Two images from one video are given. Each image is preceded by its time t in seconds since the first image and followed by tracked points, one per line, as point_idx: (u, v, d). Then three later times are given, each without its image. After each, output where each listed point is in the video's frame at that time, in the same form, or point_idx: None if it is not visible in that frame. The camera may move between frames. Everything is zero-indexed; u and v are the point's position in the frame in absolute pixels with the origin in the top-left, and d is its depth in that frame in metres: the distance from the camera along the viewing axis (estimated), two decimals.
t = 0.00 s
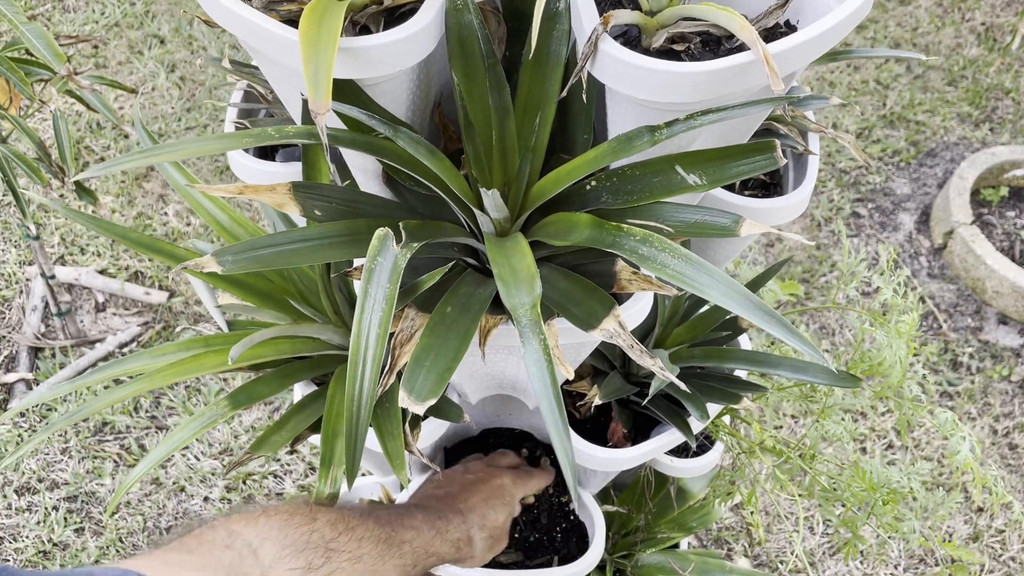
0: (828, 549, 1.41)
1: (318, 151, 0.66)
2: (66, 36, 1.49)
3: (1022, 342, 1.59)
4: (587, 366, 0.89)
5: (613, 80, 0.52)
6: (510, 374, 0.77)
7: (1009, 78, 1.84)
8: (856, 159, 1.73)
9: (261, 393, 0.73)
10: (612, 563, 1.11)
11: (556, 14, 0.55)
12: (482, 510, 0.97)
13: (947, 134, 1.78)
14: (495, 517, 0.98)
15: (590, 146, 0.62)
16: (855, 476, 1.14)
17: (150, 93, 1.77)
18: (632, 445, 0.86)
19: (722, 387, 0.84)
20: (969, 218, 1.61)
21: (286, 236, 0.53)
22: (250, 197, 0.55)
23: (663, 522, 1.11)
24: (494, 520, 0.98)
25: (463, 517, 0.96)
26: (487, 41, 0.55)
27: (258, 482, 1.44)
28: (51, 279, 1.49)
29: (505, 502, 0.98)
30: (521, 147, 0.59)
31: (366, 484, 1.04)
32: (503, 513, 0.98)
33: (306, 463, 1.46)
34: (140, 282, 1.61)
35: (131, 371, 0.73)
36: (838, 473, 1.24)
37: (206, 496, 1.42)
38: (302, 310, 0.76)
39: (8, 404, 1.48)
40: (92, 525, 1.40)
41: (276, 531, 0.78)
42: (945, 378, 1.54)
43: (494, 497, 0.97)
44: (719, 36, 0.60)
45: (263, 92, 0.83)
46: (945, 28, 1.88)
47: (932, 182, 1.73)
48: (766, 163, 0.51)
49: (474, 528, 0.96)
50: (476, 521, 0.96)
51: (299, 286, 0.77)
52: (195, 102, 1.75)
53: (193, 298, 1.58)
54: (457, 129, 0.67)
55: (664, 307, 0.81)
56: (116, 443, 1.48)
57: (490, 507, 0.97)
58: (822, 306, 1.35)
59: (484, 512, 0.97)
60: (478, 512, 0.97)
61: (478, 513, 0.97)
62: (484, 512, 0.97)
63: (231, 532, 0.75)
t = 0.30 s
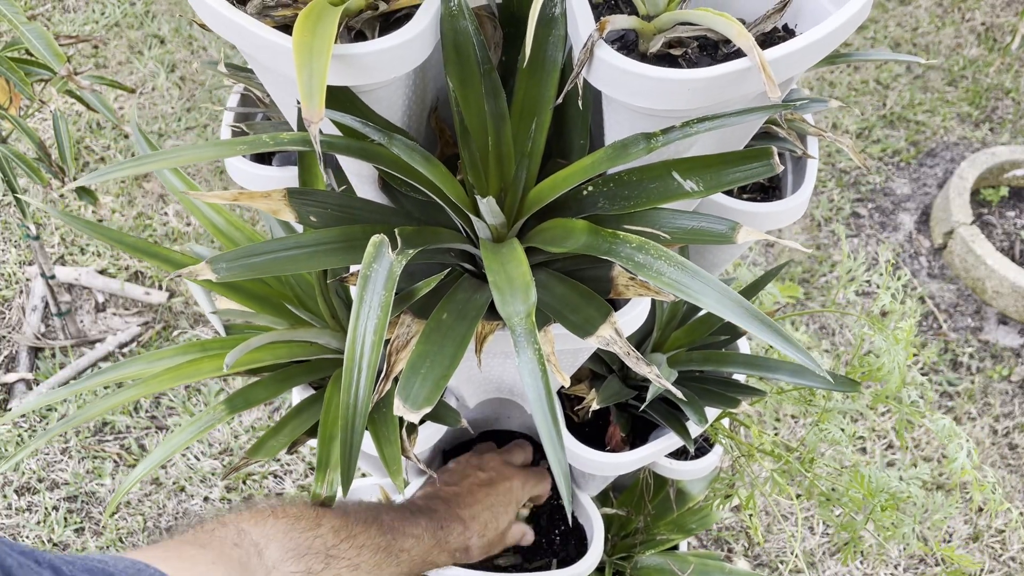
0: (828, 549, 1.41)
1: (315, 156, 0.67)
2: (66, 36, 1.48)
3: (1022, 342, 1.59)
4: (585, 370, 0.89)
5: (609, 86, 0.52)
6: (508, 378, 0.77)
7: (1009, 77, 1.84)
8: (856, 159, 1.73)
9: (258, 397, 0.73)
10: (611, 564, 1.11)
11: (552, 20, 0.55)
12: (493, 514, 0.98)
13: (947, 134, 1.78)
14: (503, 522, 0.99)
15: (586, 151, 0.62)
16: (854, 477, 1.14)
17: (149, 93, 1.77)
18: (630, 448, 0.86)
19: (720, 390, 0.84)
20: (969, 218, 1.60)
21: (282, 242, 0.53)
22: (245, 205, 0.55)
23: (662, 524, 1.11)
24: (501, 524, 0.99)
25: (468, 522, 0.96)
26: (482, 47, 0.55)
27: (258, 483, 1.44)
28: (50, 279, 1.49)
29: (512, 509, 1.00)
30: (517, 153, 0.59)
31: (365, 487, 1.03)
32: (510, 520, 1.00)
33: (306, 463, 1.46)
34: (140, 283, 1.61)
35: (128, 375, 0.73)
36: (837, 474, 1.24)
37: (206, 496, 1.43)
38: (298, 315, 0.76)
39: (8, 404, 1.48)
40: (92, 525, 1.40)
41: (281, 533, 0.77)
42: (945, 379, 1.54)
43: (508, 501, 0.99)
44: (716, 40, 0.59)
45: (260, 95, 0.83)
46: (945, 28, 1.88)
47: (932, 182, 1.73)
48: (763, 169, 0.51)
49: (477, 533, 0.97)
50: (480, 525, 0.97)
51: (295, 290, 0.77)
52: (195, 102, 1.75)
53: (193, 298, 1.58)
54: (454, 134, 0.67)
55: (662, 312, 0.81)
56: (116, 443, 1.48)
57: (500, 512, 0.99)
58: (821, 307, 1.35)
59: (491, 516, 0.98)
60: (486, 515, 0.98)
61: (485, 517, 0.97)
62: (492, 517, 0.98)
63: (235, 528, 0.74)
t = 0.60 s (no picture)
0: (828, 549, 1.41)
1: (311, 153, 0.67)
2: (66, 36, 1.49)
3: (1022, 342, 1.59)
4: (583, 369, 0.89)
5: (604, 85, 0.52)
6: (505, 377, 0.77)
7: (1010, 77, 1.84)
8: (856, 159, 1.73)
9: (256, 397, 0.73)
10: (611, 564, 1.11)
11: (547, 19, 0.55)
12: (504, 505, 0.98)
13: (947, 134, 1.78)
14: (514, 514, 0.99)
15: (582, 150, 0.62)
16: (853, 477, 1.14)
17: (149, 94, 1.77)
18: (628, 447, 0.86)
19: (717, 390, 0.84)
20: (969, 218, 1.60)
21: (279, 241, 0.53)
22: (241, 204, 0.55)
23: (661, 523, 1.11)
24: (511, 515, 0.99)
25: (480, 513, 0.96)
26: (477, 46, 0.54)
27: (258, 483, 1.44)
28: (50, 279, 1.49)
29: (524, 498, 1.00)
30: (513, 151, 0.59)
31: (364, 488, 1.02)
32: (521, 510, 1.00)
33: (305, 463, 1.46)
34: (140, 283, 1.61)
35: (128, 375, 0.73)
36: (837, 474, 1.24)
37: (206, 496, 1.43)
38: (296, 315, 0.76)
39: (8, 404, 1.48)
40: (92, 525, 1.40)
41: (299, 528, 0.79)
42: (945, 379, 1.54)
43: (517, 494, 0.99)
44: (712, 39, 0.59)
45: (257, 95, 0.83)
46: (945, 28, 1.88)
47: (932, 182, 1.72)
48: (758, 168, 0.51)
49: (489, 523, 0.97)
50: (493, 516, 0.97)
51: (293, 290, 0.77)
52: (195, 102, 1.75)
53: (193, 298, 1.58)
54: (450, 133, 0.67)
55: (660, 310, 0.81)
56: (116, 443, 1.48)
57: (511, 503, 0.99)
58: (820, 307, 1.34)
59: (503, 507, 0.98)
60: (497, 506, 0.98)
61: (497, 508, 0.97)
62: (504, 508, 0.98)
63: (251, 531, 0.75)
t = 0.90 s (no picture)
0: (828, 549, 1.41)
1: (315, 143, 0.67)
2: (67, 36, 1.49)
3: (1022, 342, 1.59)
4: (586, 363, 0.89)
5: (610, 74, 0.52)
6: (508, 370, 0.76)
7: (1009, 78, 1.84)
8: (856, 159, 1.73)
9: (259, 391, 0.73)
10: (611, 561, 1.11)
11: (553, 10, 0.55)
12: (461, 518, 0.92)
13: (947, 134, 1.78)
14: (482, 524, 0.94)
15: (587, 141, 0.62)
16: (855, 474, 1.13)
17: (150, 93, 1.77)
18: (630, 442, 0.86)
19: (720, 383, 0.84)
20: (969, 218, 1.61)
21: (285, 231, 0.53)
22: (247, 193, 0.55)
23: (662, 520, 1.11)
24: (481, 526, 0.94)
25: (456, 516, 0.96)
26: (484, 37, 0.55)
27: (258, 483, 1.44)
28: (50, 279, 1.49)
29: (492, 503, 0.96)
30: (518, 142, 0.59)
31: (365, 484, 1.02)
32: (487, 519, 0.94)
33: (305, 463, 1.45)
34: (140, 283, 1.61)
35: (131, 368, 0.73)
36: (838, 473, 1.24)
37: (206, 496, 1.42)
38: (299, 308, 0.76)
39: (8, 404, 1.48)
40: (92, 525, 1.40)
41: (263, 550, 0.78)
42: (945, 378, 1.54)
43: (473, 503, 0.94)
44: (715, 31, 0.60)
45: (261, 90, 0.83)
46: (945, 29, 1.88)
47: (932, 182, 1.73)
48: (762, 157, 0.52)
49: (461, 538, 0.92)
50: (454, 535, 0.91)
51: (297, 283, 0.77)
52: (195, 102, 1.75)
53: (193, 297, 1.58)
54: (455, 125, 0.68)
55: (662, 304, 0.81)
56: (116, 443, 1.48)
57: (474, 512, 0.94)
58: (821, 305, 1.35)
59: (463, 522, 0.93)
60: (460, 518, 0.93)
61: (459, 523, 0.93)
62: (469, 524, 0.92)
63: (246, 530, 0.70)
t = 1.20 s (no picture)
0: (828, 549, 1.41)
1: (320, 144, 0.66)
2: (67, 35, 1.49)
3: (1022, 342, 1.59)
4: (588, 364, 0.89)
5: (616, 74, 0.52)
6: (511, 370, 0.77)
7: (1009, 78, 1.84)
8: (856, 159, 1.73)
9: (262, 390, 0.72)
10: (612, 561, 1.11)
11: (558, 10, 0.55)
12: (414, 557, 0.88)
13: (947, 134, 1.78)
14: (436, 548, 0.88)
15: (591, 142, 0.62)
16: (856, 475, 1.14)
17: (150, 93, 1.77)
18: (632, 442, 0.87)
19: (722, 384, 0.84)
20: (969, 218, 1.61)
21: (289, 230, 0.53)
22: (252, 192, 0.55)
23: (663, 521, 1.11)
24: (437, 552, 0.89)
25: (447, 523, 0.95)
26: (489, 37, 0.55)
27: (258, 483, 1.44)
28: (50, 279, 1.49)
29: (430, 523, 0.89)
30: (523, 142, 0.59)
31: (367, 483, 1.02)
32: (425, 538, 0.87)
33: (306, 463, 1.45)
34: (140, 283, 1.61)
35: (132, 367, 0.73)
36: (839, 472, 1.24)
37: (206, 496, 1.42)
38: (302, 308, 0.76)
39: (8, 404, 1.48)
40: (92, 525, 1.40)
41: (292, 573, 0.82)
42: (945, 378, 1.54)
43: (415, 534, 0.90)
44: (720, 32, 0.60)
45: (264, 88, 0.84)
46: (945, 29, 1.88)
47: (932, 182, 1.73)
48: (767, 158, 0.52)
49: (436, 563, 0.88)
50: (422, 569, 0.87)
51: (300, 283, 0.76)
52: (196, 102, 1.75)
53: (193, 297, 1.58)
54: (459, 125, 0.68)
55: (665, 304, 0.81)
56: (116, 443, 1.48)
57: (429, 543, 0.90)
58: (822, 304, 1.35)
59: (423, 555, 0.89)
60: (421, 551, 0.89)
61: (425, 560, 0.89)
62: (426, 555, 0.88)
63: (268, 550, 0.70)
